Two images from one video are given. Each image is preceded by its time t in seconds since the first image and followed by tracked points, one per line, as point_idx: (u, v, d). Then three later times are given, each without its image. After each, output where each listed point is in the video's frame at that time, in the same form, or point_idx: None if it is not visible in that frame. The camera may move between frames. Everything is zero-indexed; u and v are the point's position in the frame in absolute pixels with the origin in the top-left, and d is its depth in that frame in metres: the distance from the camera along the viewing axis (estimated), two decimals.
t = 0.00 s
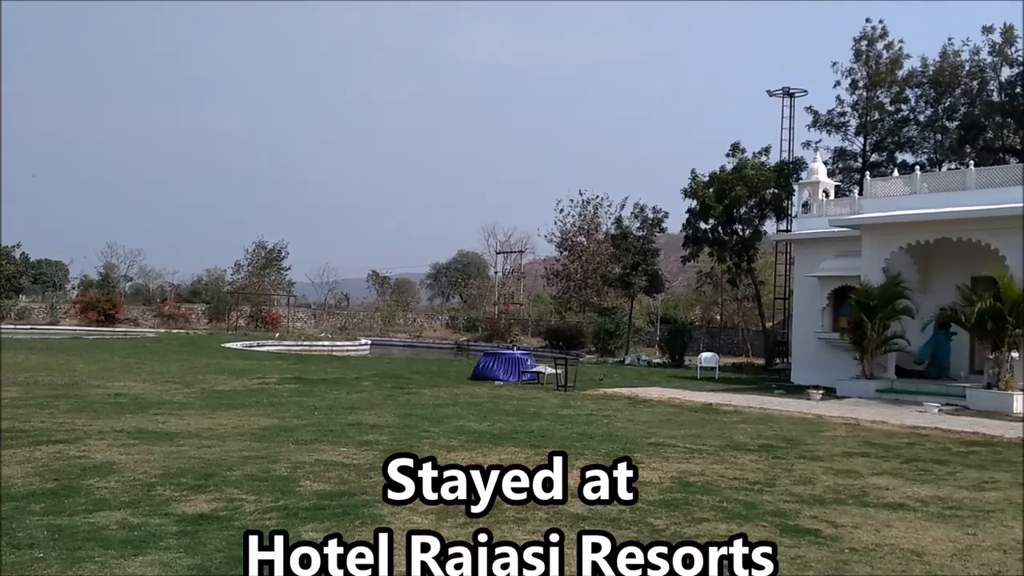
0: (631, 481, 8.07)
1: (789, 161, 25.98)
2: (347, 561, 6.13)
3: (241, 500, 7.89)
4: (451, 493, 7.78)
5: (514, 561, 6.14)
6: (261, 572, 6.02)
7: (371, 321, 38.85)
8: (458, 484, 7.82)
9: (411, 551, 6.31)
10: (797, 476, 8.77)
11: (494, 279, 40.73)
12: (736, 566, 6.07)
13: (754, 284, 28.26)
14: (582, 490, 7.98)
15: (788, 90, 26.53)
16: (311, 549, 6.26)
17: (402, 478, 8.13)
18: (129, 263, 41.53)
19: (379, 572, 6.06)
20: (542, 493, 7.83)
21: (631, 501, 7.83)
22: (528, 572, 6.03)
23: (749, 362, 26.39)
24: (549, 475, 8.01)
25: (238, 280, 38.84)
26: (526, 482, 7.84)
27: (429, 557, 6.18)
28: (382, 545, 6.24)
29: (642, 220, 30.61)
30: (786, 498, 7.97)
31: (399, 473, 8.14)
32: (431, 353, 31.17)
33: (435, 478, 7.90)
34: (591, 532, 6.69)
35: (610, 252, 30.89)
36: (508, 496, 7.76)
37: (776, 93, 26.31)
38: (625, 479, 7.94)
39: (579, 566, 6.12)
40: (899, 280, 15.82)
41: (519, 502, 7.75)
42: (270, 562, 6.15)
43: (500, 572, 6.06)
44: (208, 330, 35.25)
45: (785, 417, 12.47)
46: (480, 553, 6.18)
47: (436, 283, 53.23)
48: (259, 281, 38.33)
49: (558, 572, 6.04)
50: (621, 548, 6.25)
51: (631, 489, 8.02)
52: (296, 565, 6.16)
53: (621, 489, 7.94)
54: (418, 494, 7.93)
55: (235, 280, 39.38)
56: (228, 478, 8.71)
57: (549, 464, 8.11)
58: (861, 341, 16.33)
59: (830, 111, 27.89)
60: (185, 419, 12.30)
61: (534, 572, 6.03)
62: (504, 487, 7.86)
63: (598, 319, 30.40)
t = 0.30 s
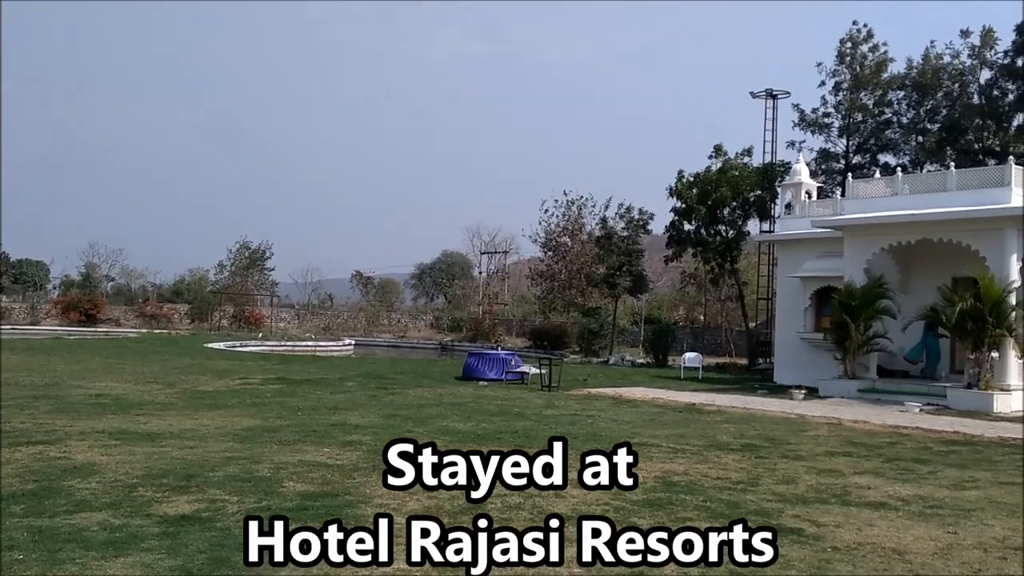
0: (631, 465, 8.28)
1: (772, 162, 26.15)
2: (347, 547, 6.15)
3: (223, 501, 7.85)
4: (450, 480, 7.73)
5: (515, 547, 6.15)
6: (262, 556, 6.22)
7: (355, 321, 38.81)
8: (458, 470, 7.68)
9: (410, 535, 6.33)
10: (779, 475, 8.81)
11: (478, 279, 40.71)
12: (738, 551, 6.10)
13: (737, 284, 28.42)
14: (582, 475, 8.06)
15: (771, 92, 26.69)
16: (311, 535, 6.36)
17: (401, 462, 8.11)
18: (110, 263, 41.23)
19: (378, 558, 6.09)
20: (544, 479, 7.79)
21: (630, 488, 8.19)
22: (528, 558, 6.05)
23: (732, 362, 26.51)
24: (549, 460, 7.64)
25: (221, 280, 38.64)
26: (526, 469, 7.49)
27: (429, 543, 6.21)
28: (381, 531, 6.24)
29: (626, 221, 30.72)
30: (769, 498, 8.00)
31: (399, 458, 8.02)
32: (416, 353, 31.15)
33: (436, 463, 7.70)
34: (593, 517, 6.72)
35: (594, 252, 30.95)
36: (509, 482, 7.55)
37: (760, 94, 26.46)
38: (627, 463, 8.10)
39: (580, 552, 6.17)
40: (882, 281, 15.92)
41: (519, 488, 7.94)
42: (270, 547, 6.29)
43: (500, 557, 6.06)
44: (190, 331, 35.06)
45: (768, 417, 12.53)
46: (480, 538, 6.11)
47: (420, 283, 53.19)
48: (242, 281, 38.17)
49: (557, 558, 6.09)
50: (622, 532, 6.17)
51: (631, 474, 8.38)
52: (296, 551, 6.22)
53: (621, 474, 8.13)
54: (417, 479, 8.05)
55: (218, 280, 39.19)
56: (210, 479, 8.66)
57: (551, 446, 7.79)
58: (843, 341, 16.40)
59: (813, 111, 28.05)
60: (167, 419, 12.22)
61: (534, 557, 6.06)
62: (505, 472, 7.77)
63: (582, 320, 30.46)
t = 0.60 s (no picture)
0: (630, 452, 9.22)
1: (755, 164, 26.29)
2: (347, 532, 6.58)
3: (205, 503, 7.81)
4: (451, 465, 8.84)
5: (514, 532, 6.57)
6: (261, 541, 6.59)
7: (339, 322, 38.74)
8: (458, 455, 8.87)
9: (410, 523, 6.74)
10: (762, 475, 8.85)
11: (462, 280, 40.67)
12: (736, 537, 6.58)
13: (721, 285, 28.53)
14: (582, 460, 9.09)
15: (754, 94, 26.82)
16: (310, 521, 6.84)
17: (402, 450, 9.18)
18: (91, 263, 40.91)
19: (378, 544, 6.50)
20: (543, 464, 8.99)
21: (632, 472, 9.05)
22: (528, 543, 6.46)
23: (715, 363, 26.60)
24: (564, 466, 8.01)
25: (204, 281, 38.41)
26: (526, 453, 8.93)
27: (428, 528, 6.61)
28: (380, 518, 6.70)
29: (610, 222, 30.81)
30: (752, 498, 8.03)
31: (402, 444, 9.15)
32: (400, 354, 31.08)
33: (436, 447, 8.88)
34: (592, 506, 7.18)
35: (579, 253, 30.96)
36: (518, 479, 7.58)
37: (743, 96, 26.57)
38: (625, 449, 9.15)
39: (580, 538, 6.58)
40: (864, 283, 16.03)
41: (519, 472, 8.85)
42: (270, 532, 6.69)
43: (500, 542, 6.48)
44: (173, 332, 34.82)
45: (751, 418, 12.58)
46: (481, 524, 6.60)
47: (405, 284, 53.12)
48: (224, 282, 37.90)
49: (557, 543, 6.49)
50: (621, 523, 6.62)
51: (629, 459, 9.21)
52: (296, 535, 6.67)
53: (619, 458, 9.10)
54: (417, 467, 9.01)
55: (201, 280, 38.95)
56: (192, 481, 8.61)
57: (550, 436, 9.22)
58: (826, 342, 16.49)
59: (797, 113, 28.20)
60: (150, 421, 12.14)
61: (534, 542, 6.46)
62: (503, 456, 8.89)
63: (566, 321, 30.46)
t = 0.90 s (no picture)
0: (629, 438, 9.95)
1: (739, 165, 26.40)
2: (347, 517, 6.93)
3: (188, 504, 7.77)
4: (451, 451, 9.43)
5: (514, 518, 6.94)
6: (262, 527, 6.99)
7: (323, 323, 38.73)
8: (458, 441, 9.47)
9: (412, 509, 7.16)
10: (745, 475, 8.89)
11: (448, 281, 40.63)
12: (737, 522, 6.95)
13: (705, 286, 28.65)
14: (583, 446, 9.78)
15: (738, 96, 26.91)
16: (311, 506, 7.27)
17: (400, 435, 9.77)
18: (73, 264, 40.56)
19: (378, 529, 6.87)
20: (543, 449, 9.63)
21: (629, 457, 9.81)
22: (528, 529, 6.84)
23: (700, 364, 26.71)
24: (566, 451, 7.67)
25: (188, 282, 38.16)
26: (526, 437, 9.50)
27: (428, 514, 6.97)
28: (380, 503, 7.04)
29: (595, 223, 30.87)
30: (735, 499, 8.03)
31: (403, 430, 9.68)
32: (385, 355, 31.03)
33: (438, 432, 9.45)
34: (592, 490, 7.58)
35: (564, 254, 30.95)
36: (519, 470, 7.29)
37: (728, 98, 26.67)
38: (625, 436, 9.85)
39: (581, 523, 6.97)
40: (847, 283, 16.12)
41: (520, 458, 9.54)
42: (271, 518, 7.08)
43: (500, 528, 6.84)
44: (156, 333, 34.61)
45: (736, 418, 12.64)
46: (480, 509, 6.91)
47: (390, 285, 53.06)
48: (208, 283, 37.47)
49: (557, 529, 6.89)
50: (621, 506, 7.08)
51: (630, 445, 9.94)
52: (296, 521, 7.06)
53: (618, 444, 9.81)
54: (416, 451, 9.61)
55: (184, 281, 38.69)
56: (175, 483, 8.56)
57: (549, 422, 9.78)
58: (809, 343, 16.60)
59: (781, 115, 28.33)
60: (132, 422, 12.07)
61: (534, 527, 6.84)
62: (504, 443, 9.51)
63: (551, 322, 30.51)
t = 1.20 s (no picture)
0: (629, 423, 10.65)
1: (723, 166, 26.51)
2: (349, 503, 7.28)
3: (171, 506, 7.72)
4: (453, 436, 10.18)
5: (514, 503, 7.28)
6: (262, 513, 7.39)
7: (308, 324, 38.69)
8: (457, 427, 10.13)
9: (413, 494, 7.48)
10: (729, 475, 8.92)
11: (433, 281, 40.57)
12: (736, 508, 7.32)
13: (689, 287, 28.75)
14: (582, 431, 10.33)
15: (722, 97, 27.01)
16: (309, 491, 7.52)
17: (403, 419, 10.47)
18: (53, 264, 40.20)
19: (378, 515, 7.27)
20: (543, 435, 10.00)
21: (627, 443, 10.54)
22: (529, 514, 7.22)
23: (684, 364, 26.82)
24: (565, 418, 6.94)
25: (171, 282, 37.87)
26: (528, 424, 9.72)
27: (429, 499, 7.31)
28: (380, 489, 7.38)
29: (579, 223, 30.93)
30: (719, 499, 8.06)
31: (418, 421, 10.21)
32: (370, 356, 30.95)
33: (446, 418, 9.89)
34: (593, 477, 7.97)
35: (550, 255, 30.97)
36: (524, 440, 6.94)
37: (711, 99, 26.76)
38: (623, 421, 10.36)
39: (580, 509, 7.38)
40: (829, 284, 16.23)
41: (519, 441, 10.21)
42: (271, 503, 7.44)
43: (501, 513, 7.21)
44: (139, 334, 34.46)
45: (720, 418, 12.69)
46: (480, 496, 7.22)
47: (374, 285, 52.99)
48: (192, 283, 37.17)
49: (556, 514, 7.29)
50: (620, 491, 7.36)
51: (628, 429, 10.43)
52: (297, 506, 7.40)
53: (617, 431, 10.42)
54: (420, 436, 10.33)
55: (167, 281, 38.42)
56: (158, 484, 8.52)
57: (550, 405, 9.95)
58: (792, 343, 16.71)
59: (764, 116, 28.45)
60: (114, 424, 11.98)
61: (534, 513, 7.23)
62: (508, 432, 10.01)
63: (536, 322, 30.56)
